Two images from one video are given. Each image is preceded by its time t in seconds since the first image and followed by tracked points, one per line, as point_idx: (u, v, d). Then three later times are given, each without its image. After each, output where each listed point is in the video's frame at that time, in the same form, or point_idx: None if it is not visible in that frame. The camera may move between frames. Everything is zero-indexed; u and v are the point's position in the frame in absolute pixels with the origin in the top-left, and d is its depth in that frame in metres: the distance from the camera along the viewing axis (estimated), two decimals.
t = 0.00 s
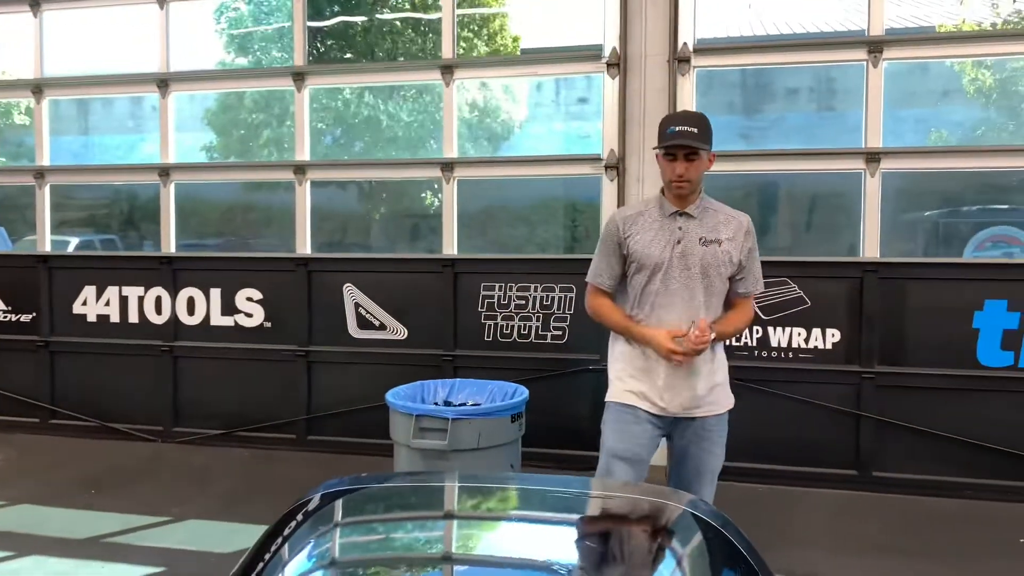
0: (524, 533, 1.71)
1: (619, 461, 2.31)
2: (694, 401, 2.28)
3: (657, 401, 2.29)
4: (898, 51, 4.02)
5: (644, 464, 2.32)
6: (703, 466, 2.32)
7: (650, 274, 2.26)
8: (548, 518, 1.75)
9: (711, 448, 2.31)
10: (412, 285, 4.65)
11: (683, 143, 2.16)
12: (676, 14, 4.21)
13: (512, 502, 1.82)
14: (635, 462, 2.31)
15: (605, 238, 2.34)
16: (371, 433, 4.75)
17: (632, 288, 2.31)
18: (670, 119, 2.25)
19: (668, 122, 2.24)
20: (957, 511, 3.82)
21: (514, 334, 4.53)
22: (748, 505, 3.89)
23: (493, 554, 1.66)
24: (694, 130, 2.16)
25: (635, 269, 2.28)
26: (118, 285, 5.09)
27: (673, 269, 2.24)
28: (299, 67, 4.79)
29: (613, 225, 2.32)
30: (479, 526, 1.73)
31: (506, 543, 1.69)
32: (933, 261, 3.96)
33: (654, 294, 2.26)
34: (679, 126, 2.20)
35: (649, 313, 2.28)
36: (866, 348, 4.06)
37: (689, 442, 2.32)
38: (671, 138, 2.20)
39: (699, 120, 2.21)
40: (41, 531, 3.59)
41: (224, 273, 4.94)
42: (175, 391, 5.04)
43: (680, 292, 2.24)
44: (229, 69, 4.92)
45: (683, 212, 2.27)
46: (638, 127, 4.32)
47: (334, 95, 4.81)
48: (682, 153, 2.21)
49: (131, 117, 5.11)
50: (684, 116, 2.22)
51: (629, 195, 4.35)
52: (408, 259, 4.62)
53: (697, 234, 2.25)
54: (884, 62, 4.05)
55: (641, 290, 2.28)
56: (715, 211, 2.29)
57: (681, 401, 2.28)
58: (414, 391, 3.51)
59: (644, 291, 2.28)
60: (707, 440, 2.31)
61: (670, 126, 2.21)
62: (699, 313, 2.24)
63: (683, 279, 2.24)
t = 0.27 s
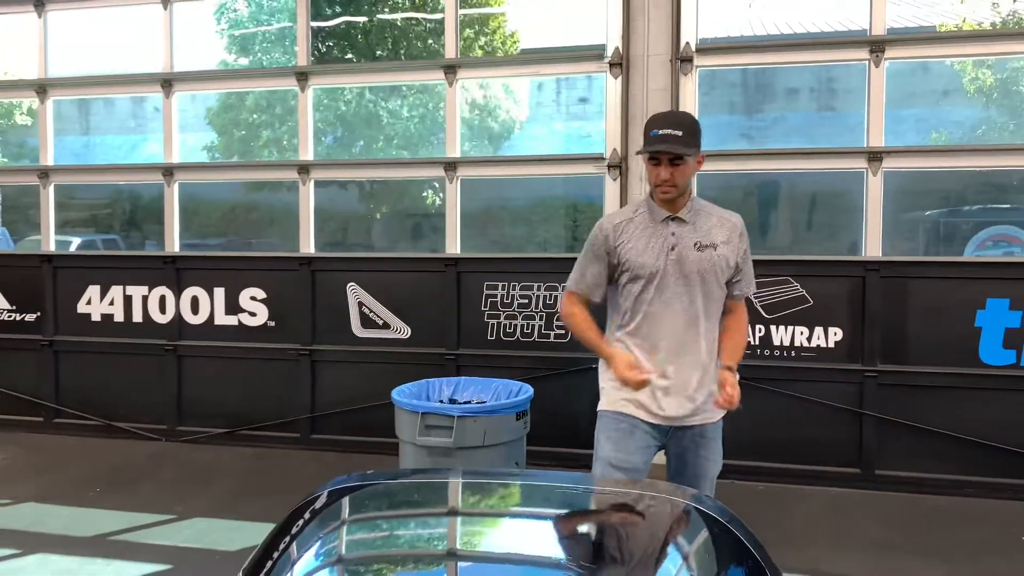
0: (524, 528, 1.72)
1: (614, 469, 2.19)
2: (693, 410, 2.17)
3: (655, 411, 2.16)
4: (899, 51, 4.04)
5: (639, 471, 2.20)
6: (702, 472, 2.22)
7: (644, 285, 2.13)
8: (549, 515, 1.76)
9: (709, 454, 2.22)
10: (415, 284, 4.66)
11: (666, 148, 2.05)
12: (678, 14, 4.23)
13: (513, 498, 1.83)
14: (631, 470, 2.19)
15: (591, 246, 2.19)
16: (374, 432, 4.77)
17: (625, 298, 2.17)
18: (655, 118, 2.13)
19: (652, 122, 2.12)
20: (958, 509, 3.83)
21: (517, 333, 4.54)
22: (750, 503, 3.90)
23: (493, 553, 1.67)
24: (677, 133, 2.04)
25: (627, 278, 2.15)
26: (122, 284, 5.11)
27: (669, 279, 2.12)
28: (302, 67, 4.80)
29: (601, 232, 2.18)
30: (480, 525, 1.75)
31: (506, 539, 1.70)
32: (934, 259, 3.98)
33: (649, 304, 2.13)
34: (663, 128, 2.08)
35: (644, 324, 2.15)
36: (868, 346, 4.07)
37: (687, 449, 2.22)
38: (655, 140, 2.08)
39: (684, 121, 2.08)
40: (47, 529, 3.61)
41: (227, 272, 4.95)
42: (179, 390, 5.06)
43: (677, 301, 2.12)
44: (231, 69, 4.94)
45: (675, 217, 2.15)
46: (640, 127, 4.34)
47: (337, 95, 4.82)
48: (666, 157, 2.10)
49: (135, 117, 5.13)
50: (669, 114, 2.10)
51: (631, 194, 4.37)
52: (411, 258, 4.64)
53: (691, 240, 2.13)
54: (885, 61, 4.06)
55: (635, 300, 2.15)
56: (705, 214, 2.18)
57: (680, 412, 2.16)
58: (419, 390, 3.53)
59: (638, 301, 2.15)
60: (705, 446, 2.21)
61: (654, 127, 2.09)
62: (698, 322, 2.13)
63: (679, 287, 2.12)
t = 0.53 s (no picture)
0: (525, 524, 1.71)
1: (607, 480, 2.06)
2: (683, 421, 2.06)
3: (643, 423, 2.05)
4: (905, 49, 4.04)
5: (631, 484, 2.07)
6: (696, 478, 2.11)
7: (621, 300, 2.01)
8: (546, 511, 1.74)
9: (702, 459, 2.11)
10: (421, 283, 4.67)
11: (629, 162, 1.91)
12: (684, 13, 4.24)
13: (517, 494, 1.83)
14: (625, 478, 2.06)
15: (557, 264, 2.02)
16: (380, 430, 4.78)
17: (601, 316, 2.06)
18: (617, 126, 1.98)
19: (614, 130, 1.97)
20: (965, 507, 3.84)
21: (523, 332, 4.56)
22: (757, 501, 3.91)
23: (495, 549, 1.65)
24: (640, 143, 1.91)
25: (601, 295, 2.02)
26: (129, 283, 5.13)
27: (646, 290, 2.00)
28: (309, 66, 4.82)
29: (566, 248, 2.02)
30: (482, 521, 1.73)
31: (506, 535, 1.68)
32: (941, 258, 3.98)
33: (630, 319, 2.02)
34: (625, 139, 1.93)
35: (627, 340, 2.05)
36: (874, 345, 4.08)
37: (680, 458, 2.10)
38: (617, 152, 1.94)
39: (651, 130, 1.94)
40: (57, 527, 3.63)
41: (234, 271, 4.96)
42: (186, 389, 5.07)
43: (656, 313, 2.01)
44: (236, 68, 4.95)
45: (644, 224, 2.02)
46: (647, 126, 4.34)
47: (343, 95, 4.83)
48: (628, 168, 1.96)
49: (141, 117, 5.14)
50: (632, 121, 1.95)
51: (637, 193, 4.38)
52: (417, 257, 4.65)
53: (663, 246, 2.01)
54: (892, 60, 4.07)
55: (613, 316, 2.04)
56: (674, 214, 2.06)
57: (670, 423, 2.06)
58: (428, 387, 3.55)
59: (618, 317, 2.04)
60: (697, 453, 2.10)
61: (617, 137, 1.94)
62: (681, 330, 2.04)
63: (658, 297, 2.01)
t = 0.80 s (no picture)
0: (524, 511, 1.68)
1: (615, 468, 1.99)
2: (668, 408, 2.04)
3: (631, 415, 2.02)
4: (907, 48, 4.08)
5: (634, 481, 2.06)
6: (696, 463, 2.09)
7: (607, 298, 1.93)
8: (544, 497, 1.72)
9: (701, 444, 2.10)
10: (425, 279, 4.70)
11: (616, 173, 1.75)
12: (687, 11, 4.27)
13: (515, 484, 1.81)
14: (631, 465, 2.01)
15: (536, 270, 1.88)
16: (384, 426, 4.80)
17: (585, 317, 1.96)
18: (592, 122, 1.76)
19: (591, 128, 1.75)
20: (965, 500, 3.88)
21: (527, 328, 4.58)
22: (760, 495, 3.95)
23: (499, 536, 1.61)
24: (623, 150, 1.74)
25: (586, 297, 1.92)
26: (132, 280, 5.13)
27: (631, 286, 1.92)
28: (313, 63, 4.83)
29: (544, 252, 1.88)
30: (484, 512, 1.70)
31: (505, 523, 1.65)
32: (942, 253, 4.03)
33: (616, 318, 1.95)
34: (608, 144, 1.74)
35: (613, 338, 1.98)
36: (876, 340, 4.12)
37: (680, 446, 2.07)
38: (599, 157, 1.76)
39: (633, 129, 1.76)
40: (65, 523, 3.64)
41: (238, 268, 4.98)
42: (190, 385, 5.08)
43: (642, 306, 1.96)
44: (239, 66, 4.96)
45: (623, 217, 1.91)
46: (651, 124, 4.36)
47: (347, 92, 4.85)
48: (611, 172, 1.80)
49: (145, 114, 5.15)
50: (610, 119, 1.75)
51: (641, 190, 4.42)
52: (422, 254, 4.68)
53: (645, 238, 1.92)
54: (894, 58, 4.11)
55: (598, 316, 1.95)
56: (650, 201, 1.96)
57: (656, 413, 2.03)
58: (438, 380, 3.58)
59: (603, 317, 1.96)
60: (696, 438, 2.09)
61: (596, 139, 1.75)
62: (664, 317, 2.00)
63: (642, 292, 1.94)
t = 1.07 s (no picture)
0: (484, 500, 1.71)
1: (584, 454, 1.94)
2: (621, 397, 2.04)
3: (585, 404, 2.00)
4: (854, 49, 4.22)
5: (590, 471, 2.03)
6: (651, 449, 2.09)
7: (571, 283, 1.92)
8: (507, 487, 1.75)
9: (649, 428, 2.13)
10: (385, 274, 4.67)
11: (593, 156, 1.77)
12: (644, 9, 4.34)
13: (473, 474, 1.84)
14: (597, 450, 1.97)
15: (500, 250, 1.85)
16: (344, 422, 4.76)
17: (545, 300, 1.94)
18: (568, 107, 1.79)
19: (565, 112, 1.78)
20: (909, 484, 4.06)
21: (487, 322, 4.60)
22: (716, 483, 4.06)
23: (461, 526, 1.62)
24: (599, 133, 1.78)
25: (548, 279, 1.90)
26: (79, 276, 4.98)
27: (595, 271, 1.93)
28: (269, 55, 4.75)
29: (508, 232, 1.85)
30: (442, 502, 1.72)
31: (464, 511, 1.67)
32: (886, 248, 4.19)
33: (576, 302, 1.95)
34: (585, 128, 1.77)
35: (573, 323, 1.96)
36: (825, 331, 4.27)
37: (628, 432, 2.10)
38: (576, 141, 1.79)
39: (607, 115, 1.81)
40: (13, 527, 3.52)
41: (190, 263, 4.87)
42: (140, 384, 4.96)
43: (604, 292, 1.96)
44: (190, 56, 4.84)
45: (586, 199, 1.92)
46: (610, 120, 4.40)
47: (303, 85, 4.78)
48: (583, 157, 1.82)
49: (91, 104, 4.98)
50: (584, 104, 1.79)
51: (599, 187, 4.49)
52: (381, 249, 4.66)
53: (608, 222, 1.94)
54: (842, 59, 4.25)
55: (558, 299, 1.94)
56: (611, 186, 1.99)
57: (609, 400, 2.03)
58: (403, 373, 3.58)
59: (563, 301, 1.94)
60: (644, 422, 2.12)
61: (573, 123, 1.77)
62: (623, 303, 2.02)
63: (602, 276, 1.95)
